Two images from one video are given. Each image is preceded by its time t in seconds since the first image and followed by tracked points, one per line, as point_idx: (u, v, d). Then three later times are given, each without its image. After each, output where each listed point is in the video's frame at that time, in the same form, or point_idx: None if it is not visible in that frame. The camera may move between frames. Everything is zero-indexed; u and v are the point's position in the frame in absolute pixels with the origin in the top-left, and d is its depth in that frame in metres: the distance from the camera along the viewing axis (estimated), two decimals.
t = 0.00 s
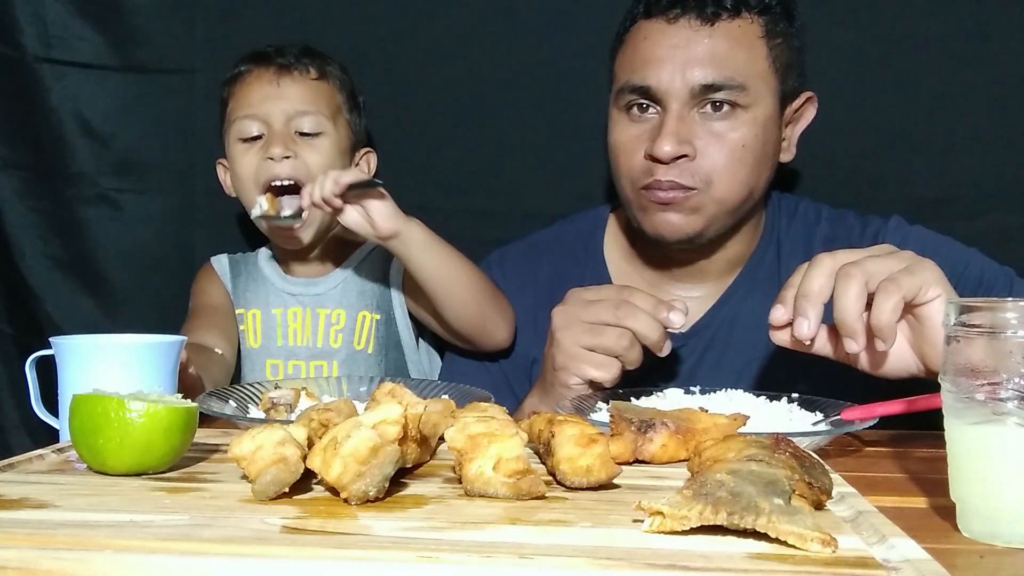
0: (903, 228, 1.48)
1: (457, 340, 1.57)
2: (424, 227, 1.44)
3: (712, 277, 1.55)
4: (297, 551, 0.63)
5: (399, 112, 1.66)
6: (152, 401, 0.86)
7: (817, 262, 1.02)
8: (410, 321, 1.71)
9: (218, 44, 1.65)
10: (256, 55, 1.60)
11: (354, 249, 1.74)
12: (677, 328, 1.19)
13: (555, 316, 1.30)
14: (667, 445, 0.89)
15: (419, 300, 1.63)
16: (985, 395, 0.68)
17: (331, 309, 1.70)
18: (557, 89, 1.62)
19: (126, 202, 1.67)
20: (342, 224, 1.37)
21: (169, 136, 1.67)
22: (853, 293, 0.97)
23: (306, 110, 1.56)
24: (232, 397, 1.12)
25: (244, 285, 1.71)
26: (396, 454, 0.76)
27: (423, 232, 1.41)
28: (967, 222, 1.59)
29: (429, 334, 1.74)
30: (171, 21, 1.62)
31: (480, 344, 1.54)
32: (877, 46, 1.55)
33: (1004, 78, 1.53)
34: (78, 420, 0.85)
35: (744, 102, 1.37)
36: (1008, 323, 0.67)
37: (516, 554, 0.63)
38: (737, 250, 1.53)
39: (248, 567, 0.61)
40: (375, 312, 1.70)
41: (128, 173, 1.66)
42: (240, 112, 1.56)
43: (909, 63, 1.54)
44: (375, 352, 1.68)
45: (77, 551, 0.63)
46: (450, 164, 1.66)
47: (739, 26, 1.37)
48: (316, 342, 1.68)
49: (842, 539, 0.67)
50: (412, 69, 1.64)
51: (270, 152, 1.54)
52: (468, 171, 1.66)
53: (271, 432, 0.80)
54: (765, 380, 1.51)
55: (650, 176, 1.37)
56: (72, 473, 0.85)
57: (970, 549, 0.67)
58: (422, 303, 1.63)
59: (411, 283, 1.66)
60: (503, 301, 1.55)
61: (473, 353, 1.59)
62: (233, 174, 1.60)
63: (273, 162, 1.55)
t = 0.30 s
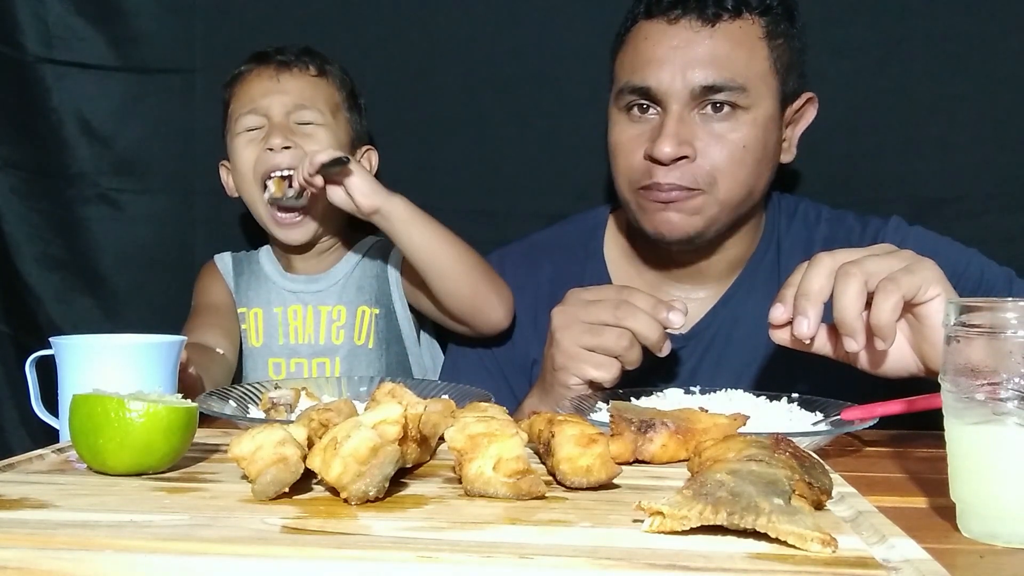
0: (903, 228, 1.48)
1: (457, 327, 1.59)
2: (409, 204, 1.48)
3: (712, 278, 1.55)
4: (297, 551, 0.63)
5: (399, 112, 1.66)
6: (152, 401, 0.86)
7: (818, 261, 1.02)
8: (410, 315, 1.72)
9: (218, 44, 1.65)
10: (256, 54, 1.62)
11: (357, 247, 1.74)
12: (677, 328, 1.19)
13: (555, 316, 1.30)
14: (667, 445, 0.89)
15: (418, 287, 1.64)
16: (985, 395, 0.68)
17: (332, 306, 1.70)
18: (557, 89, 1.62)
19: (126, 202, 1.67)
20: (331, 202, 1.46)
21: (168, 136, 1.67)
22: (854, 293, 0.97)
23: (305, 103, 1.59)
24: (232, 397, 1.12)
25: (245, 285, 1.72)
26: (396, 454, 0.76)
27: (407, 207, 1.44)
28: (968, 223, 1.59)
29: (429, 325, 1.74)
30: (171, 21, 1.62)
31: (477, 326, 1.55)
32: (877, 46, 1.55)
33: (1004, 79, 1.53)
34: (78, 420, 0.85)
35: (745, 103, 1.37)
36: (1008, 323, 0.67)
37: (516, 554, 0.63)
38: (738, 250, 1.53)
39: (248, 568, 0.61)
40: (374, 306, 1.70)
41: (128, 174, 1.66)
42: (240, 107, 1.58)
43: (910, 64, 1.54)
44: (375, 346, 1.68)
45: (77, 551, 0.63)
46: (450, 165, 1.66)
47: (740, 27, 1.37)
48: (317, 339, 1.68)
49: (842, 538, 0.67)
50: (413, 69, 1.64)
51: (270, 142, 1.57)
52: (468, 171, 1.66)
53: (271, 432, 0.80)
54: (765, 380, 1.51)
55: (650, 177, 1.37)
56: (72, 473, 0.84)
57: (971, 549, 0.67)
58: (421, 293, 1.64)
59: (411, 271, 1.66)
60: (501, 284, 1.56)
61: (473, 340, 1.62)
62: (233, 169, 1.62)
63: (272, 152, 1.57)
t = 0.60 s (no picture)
0: (903, 228, 1.48)
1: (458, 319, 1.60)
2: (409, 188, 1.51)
3: (712, 279, 1.55)
4: (297, 551, 0.63)
5: (400, 112, 1.66)
6: (152, 401, 0.86)
7: (817, 260, 1.02)
8: (410, 311, 1.72)
9: (220, 45, 1.65)
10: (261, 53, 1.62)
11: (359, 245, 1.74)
12: (677, 328, 1.19)
13: (555, 316, 1.30)
14: (667, 445, 0.89)
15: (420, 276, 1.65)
16: (985, 395, 0.68)
17: (334, 304, 1.70)
18: (558, 90, 1.62)
19: (126, 202, 1.67)
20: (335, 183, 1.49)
21: (169, 136, 1.67)
22: (854, 291, 0.97)
23: (310, 102, 1.59)
24: (232, 397, 1.12)
25: (247, 284, 1.72)
26: (396, 454, 0.76)
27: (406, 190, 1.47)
28: (968, 223, 1.59)
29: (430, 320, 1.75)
30: (172, 22, 1.62)
31: (477, 315, 1.56)
32: (879, 46, 1.55)
33: (1005, 80, 1.53)
34: (78, 420, 0.85)
35: (748, 103, 1.37)
36: (1008, 323, 0.67)
37: (516, 554, 0.63)
38: (738, 251, 1.53)
39: (248, 568, 0.61)
40: (375, 304, 1.70)
41: (128, 173, 1.66)
42: (245, 101, 1.59)
43: (911, 64, 1.54)
44: (377, 344, 1.68)
45: (77, 551, 0.63)
46: (451, 165, 1.66)
47: (744, 27, 1.37)
48: (319, 337, 1.68)
49: (842, 539, 0.67)
50: (414, 69, 1.64)
51: (276, 133, 1.58)
52: (469, 172, 1.66)
53: (271, 432, 0.80)
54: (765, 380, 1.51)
55: (652, 177, 1.37)
56: (72, 473, 0.84)
57: (970, 549, 0.67)
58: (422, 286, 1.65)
59: (414, 261, 1.67)
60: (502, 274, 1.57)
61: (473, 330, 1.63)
62: (236, 164, 1.63)
63: (279, 144, 1.58)
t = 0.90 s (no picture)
0: (903, 228, 1.48)
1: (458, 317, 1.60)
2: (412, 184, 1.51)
3: (712, 279, 1.55)
4: (297, 551, 0.63)
5: (400, 112, 1.66)
6: (152, 401, 0.86)
7: (818, 259, 1.02)
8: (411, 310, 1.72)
9: (220, 45, 1.65)
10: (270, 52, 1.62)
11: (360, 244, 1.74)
12: (677, 328, 1.19)
13: (555, 316, 1.30)
14: (667, 445, 0.89)
15: (421, 273, 1.65)
16: (985, 395, 0.68)
17: (336, 302, 1.70)
18: (558, 90, 1.62)
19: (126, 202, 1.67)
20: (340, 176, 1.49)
21: (169, 136, 1.67)
22: (854, 290, 0.97)
23: (320, 103, 1.59)
24: (232, 397, 1.12)
25: (249, 283, 1.73)
26: (396, 454, 0.76)
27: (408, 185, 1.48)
28: (968, 224, 1.59)
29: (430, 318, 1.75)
30: (173, 22, 1.62)
31: (478, 312, 1.56)
32: (879, 47, 1.55)
33: (1005, 80, 1.53)
34: (78, 420, 0.85)
35: (750, 104, 1.37)
36: (1008, 323, 0.67)
37: (516, 554, 0.63)
38: (738, 252, 1.53)
39: (248, 568, 0.61)
40: (377, 302, 1.70)
41: (128, 173, 1.66)
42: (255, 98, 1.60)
43: (912, 65, 1.54)
44: (379, 342, 1.68)
45: (77, 551, 0.63)
46: (451, 165, 1.66)
47: (747, 28, 1.37)
48: (322, 336, 1.68)
49: (842, 539, 0.67)
50: (415, 70, 1.64)
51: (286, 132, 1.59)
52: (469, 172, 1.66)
53: (271, 431, 0.80)
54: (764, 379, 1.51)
55: (654, 177, 1.37)
56: (71, 473, 0.84)
57: (970, 549, 0.67)
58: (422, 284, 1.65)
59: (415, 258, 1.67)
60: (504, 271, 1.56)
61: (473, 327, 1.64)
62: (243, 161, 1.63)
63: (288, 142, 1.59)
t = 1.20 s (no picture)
0: (903, 228, 1.48)
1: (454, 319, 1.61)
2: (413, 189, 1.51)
3: (712, 279, 1.55)
4: (296, 552, 0.63)
5: (400, 112, 1.66)
6: (152, 401, 0.86)
7: (818, 259, 1.02)
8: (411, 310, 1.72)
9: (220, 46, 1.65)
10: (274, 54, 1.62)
11: (360, 245, 1.75)
12: (677, 328, 1.19)
13: (555, 317, 1.30)
14: (667, 445, 0.89)
15: (420, 276, 1.65)
16: (985, 395, 0.68)
17: (338, 303, 1.70)
18: (558, 90, 1.62)
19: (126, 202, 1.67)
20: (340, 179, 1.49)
21: (169, 136, 1.67)
22: (854, 289, 0.97)
23: (326, 110, 1.60)
24: (232, 397, 1.12)
25: (250, 284, 1.73)
26: (396, 454, 0.76)
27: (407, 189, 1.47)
28: (968, 224, 1.59)
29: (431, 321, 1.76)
30: (173, 22, 1.62)
31: (476, 315, 1.56)
32: (880, 47, 1.55)
33: (1005, 81, 1.53)
34: (78, 420, 0.85)
35: (751, 105, 1.37)
36: (1008, 323, 0.67)
37: (516, 554, 0.63)
38: (738, 252, 1.53)
39: (248, 568, 0.61)
40: (378, 303, 1.70)
41: (128, 173, 1.66)
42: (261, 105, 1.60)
43: (912, 65, 1.55)
44: (380, 343, 1.68)
45: (76, 551, 0.63)
46: (451, 165, 1.66)
47: (748, 29, 1.37)
48: (323, 336, 1.68)
49: (842, 539, 0.67)
50: (414, 70, 1.64)
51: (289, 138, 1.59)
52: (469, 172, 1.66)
53: (271, 431, 0.80)
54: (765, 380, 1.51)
55: (654, 177, 1.37)
56: (71, 473, 0.84)
57: (970, 548, 0.67)
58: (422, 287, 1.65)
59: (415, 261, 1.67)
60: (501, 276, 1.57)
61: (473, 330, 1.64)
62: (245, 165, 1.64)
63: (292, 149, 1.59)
